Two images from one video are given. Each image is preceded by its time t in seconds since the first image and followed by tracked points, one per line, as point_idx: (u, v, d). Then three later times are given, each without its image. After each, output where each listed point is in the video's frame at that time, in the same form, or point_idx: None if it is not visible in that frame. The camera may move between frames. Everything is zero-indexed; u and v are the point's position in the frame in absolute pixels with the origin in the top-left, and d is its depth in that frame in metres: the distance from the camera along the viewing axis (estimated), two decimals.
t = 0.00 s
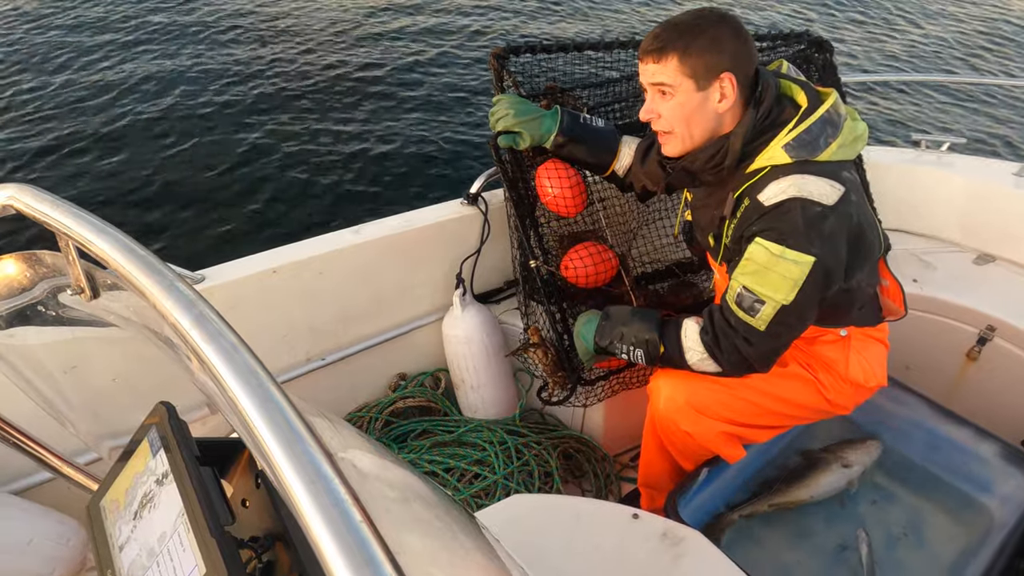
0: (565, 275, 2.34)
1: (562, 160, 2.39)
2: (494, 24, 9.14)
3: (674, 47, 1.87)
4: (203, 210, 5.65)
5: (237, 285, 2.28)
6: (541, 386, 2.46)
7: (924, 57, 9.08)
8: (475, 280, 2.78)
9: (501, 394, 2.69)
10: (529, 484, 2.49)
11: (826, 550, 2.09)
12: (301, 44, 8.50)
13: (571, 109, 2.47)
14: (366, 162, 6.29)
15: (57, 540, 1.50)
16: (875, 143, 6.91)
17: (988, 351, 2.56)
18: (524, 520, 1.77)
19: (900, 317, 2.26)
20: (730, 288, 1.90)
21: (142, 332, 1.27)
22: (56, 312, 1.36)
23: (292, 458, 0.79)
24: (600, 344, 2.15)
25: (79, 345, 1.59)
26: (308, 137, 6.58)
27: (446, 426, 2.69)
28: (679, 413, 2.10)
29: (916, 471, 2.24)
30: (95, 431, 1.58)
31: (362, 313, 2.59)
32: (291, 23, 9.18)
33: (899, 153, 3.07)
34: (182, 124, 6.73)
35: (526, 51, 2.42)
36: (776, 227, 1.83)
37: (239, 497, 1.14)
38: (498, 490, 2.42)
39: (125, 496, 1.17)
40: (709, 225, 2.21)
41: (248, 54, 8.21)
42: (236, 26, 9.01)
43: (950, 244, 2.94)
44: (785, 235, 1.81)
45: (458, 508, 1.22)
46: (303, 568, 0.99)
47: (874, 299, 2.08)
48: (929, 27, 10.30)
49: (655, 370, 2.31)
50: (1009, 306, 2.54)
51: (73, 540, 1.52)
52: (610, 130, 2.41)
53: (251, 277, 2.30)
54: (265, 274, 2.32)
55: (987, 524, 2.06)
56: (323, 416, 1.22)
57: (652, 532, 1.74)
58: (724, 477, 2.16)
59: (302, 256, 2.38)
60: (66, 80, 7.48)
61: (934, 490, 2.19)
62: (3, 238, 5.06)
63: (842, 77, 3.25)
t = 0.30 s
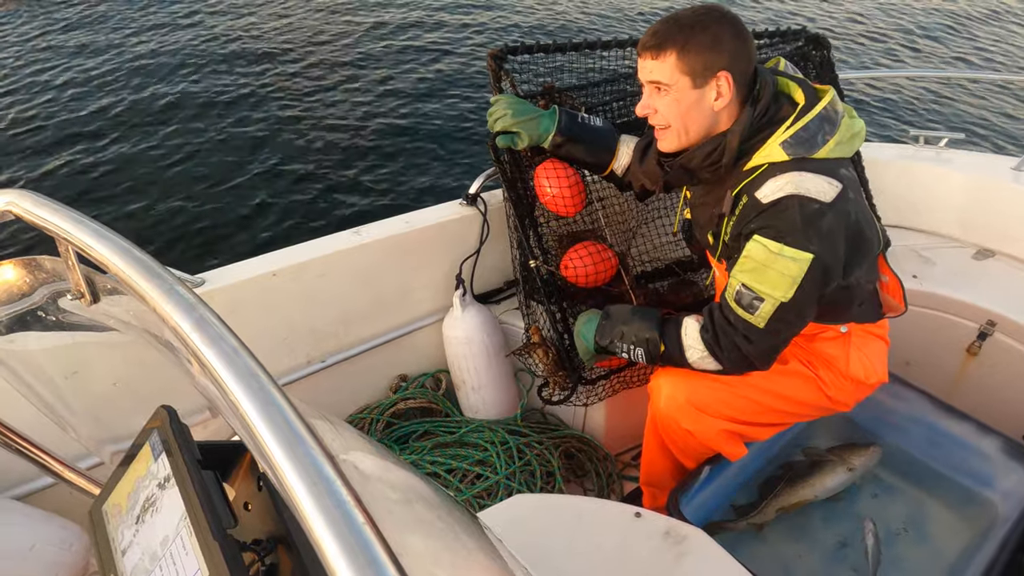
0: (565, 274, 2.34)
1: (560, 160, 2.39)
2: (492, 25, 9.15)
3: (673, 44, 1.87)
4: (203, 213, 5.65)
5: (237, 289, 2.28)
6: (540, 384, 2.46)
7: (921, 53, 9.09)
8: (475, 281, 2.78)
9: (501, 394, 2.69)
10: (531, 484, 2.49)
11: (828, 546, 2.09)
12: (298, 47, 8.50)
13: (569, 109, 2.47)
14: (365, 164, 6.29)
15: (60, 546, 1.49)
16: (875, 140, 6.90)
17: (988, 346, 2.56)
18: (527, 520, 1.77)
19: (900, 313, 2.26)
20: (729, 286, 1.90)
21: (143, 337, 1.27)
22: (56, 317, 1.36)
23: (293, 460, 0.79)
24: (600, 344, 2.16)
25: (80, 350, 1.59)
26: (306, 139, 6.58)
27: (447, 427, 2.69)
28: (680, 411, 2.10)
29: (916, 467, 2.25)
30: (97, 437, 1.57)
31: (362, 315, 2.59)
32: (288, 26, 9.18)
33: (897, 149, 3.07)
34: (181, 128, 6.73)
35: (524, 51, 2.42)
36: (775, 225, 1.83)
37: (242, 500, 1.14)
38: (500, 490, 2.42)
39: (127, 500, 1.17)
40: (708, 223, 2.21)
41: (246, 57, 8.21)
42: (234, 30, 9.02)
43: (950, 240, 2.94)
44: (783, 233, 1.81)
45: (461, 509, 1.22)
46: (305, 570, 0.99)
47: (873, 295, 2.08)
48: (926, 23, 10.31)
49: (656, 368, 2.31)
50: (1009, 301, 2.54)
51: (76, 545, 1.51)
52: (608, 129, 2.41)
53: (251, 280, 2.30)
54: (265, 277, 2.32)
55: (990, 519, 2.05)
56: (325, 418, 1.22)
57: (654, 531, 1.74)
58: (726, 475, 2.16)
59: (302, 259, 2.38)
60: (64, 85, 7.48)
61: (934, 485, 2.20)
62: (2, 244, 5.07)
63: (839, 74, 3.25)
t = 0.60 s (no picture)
0: (565, 274, 2.34)
1: (559, 160, 2.40)
2: (489, 26, 9.15)
3: (684, 47, 1.84)
4: (202, 216, 5.65)
5: (237, 292, 2.28)
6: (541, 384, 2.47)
7: (918, 50, 9.09)
8: (476, 281, 2.78)
9: (503, 395, 2.69)
10: (532, 484, 2.50)
11: (831, 544, 2.09)
12: (296, 50, 8.50)
13: (569, 109, 2.47)
14: (364, 166, 6.29)
15: (63, 550, 1.49)
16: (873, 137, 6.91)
17: (989, 342, 2.56)
18: (529, 521, 1.77)
19: (901, 310, 2.25)
20: (731, 285, 1.89)
21: (144, 340, 1.27)
22: (56, 321, 1.36)
23: (294, 462, 0.79)
24: (602, 343, 2.16)
25: (80, 354, 1.59)
26: (305, 142, 6.58)
27: (449, 428, 2.69)
28: (682, 410, 2.10)
29: (918, 464, 2.25)
30: (98, 440, 1.57)
31: (363, 316, 2.59)
32: (286, 29, 9.19)
33: (895, 146, 3.07)
34: (180, 131, 6.73)
35: (522, 51, 2.42)
36: (776, 223, 1.83)
37: (243, 503, 1.14)
38: (502, 490, 2.43)
39: (128, 504, 1.17)
40: (709, 222, 2.20)
41: (244, 61, 8.21)
42: (232, 33, 9.02)
43: (949, 236, 2.94)
44: (784, 232, 1.81)
45: (462, 510, 1.22)
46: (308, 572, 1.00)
47: (874, 293, 2.08)
48: (923, 20, 10.31)
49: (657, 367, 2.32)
50: (1009, 297, 2.54)
51: (78, 549, 1.51)
52: (607, 128, 2.42)
53: (252, 282, 2.30)
54: (265, 279, 2.32)
55: (991, 517, 2.05)
56: (325, 420, 1.22)
57: (656, 530, 1.74)
58: (728, 474, 2.16)
59: (303, 261, 2.38)
60: (62, 89, 7.48)
61: (935, 482, 2.20)
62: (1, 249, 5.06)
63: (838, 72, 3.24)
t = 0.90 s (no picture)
0: (564, 274, 2.34)
1: (558, 159, 2.40)
2: (487, 26, 9.16)
3: (703, 52, 1.81)
4: (202, 219, 5.65)
5: (237, 294, 2.28)
6: (540, 382, 2.47)
7: (917, 46, 9.09)
8: (476, 282, 2.78)
9: (504, 395, 2.69)
10: (534, 484, 2.49)
11: (833, 541, 2.09)
12: (294, 52, 8.51)
13: (567, 109, 2.47)
14: (363, 167, 6.30)
15: (64, 554, 1.48)
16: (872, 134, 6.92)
17: (989, 338, 2.56)
18: (530, 521, 1.77)
19: (902, 308, 2.25)
20: (735, 284, 1.89)
21: (144, 344, 1.27)
22: (56, 325, 1.36)
23: (296, 464, 0.79)
24: (603, 342, 2.15)
25: (81, 358, 1.58)
26: (304, 144, 6.57)
27: (450, 429, 2.68)
28: (683, 409, 2.11)
29: (918, 459, 2.25)
30: (99, 444, 1.56)
31: (364, 318, 2.59)
32: (284, 31, 9.20)
33: (894, 142, 3.07)
34: (178, 134, 6.73)
35: (520, 51, 2.42)
36: (782, 225, 1.83)
37: (245, 506, 1.14)
38: (504, 491, 2.43)
39: (130, 507, 1.17)
40: (713, 221, 2.20)
41: (242, 64, 8.21)
42: (230, 36, 9.03)
43: (948, 232, 2.94)
44: (790, 233, 1.81)
45: (464, 510, 1.22)
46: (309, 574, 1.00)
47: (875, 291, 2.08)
48: (922, 16, 10.30)
49: (659, 366, 2.32)
50: (1009, 293, 2.54)
51: (80, 553, 1.50)
52: (606, 126, 2.42)
53: (252, 285, 2.30)
54: (265, 282, 2.32)
55: (992, 513, 2.04)
56: (327, 422, 1.21)
57: (658, 530, 1.74)
58: (730, 472, 2.15)
59: (304, 263, 2.38)
60: (60, 93, 7.48)
61: (936, 476, 2.20)
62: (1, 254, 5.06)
63: (836, 69, 3.25)
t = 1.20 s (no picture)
0: (564, 274, 2.34)
1: (558, 159, 2.39)
2: (487, 25, 9.16)
3: (708, 56, 1.80)
4: (203, 220, 5.65)
5: (237, 295, 2.28)
6: (539, 378, 2.47)
7: (917, 46, 9.09)
8: (476, 282, 2.78)
9: (504, 396, 2.69)
10: (534, 484, 2.49)
11: (834, 541, 2.10)
12: (294, 52, 8.51)
13: (567, 108, 2.47)
14: (363, 167, 6.30)
15: (64, 555, 1.48)
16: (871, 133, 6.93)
17: (989, 337, 2.56)
18: (531, 521, 1.77)
19: (903, 308, 2.25)
20: (736, 286, 1.89)
21: (144, 344, 1.27)
22: (57, 326, 1.36)
23: (296, 464, 0.79)
24: (603, 342, 2.15)
25: (82, 359, 1.58)
26: (303, 143, 6.57)
27: (450, 429, 2.68)
28: (683, 409, 2.11)
29: (917, 458, 2.25)
30: (99, 445, 1.56)
31: (364, 318, 2.59)
32: (284, 31, 9.20)
33: (894, 142, 3.07)
34: (178, 134, 6.73)
35: (519, 51, 2.41)
36: (784, 227, 1.83)
37: (245, 506, 1.14)
38: (504, 491, 2.43)
39: (130, 508, 1.17)
40: (714, 222, 2.19)
41: (241, 63, 8.20)
42: (230, 36, 9.03)
43: (948, 232, 2.94)
44: (792, 235, 1.81)
45: (465, 510, 1.22)
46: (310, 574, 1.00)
47: (875, 290, 2.08)
48: (922, 16, 10.30)
49: (659, 366, 2.32)
50: (1009, 292, 2.54)
51: (80, 554, 1.50)
52: (606, 126, 2.42)
53: (251, 286, 2.30)
54: (265, 282, 2.32)
55: (995, 512, 2.05)
56: (327, 423, 1.21)
57: (659, 529, 1.74)
58: (731, 472, 2.15)
59: (303, 263, 2.38)
60: (60, 94, 7.48)
61: (936, 475, 2.21)
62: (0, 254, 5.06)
63: (837, 68, 3.25)
